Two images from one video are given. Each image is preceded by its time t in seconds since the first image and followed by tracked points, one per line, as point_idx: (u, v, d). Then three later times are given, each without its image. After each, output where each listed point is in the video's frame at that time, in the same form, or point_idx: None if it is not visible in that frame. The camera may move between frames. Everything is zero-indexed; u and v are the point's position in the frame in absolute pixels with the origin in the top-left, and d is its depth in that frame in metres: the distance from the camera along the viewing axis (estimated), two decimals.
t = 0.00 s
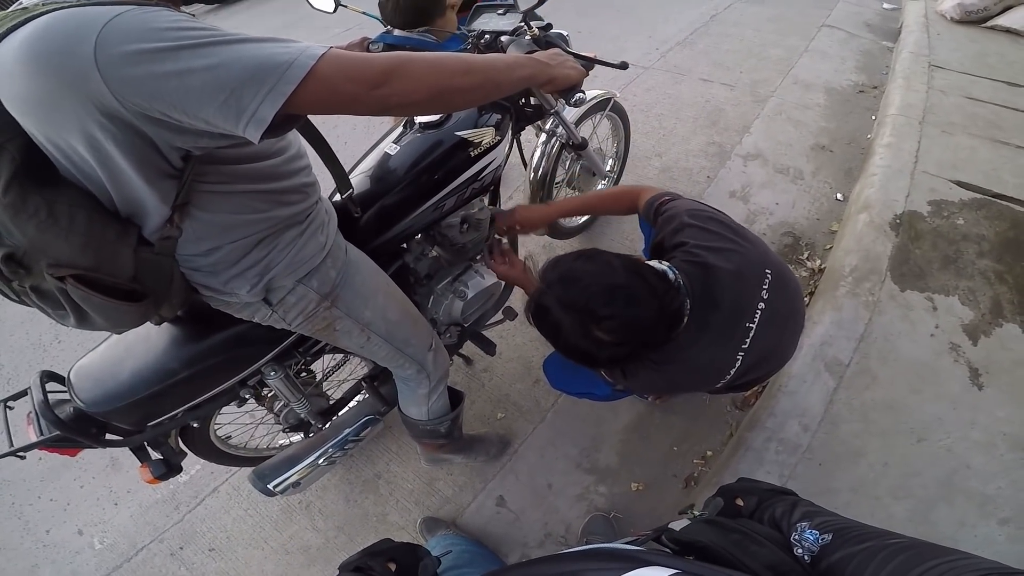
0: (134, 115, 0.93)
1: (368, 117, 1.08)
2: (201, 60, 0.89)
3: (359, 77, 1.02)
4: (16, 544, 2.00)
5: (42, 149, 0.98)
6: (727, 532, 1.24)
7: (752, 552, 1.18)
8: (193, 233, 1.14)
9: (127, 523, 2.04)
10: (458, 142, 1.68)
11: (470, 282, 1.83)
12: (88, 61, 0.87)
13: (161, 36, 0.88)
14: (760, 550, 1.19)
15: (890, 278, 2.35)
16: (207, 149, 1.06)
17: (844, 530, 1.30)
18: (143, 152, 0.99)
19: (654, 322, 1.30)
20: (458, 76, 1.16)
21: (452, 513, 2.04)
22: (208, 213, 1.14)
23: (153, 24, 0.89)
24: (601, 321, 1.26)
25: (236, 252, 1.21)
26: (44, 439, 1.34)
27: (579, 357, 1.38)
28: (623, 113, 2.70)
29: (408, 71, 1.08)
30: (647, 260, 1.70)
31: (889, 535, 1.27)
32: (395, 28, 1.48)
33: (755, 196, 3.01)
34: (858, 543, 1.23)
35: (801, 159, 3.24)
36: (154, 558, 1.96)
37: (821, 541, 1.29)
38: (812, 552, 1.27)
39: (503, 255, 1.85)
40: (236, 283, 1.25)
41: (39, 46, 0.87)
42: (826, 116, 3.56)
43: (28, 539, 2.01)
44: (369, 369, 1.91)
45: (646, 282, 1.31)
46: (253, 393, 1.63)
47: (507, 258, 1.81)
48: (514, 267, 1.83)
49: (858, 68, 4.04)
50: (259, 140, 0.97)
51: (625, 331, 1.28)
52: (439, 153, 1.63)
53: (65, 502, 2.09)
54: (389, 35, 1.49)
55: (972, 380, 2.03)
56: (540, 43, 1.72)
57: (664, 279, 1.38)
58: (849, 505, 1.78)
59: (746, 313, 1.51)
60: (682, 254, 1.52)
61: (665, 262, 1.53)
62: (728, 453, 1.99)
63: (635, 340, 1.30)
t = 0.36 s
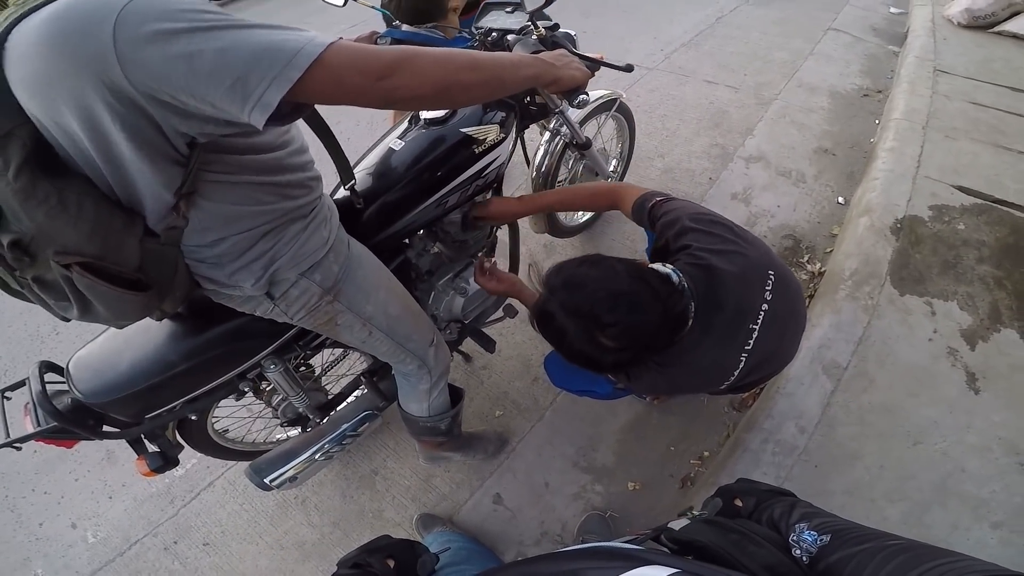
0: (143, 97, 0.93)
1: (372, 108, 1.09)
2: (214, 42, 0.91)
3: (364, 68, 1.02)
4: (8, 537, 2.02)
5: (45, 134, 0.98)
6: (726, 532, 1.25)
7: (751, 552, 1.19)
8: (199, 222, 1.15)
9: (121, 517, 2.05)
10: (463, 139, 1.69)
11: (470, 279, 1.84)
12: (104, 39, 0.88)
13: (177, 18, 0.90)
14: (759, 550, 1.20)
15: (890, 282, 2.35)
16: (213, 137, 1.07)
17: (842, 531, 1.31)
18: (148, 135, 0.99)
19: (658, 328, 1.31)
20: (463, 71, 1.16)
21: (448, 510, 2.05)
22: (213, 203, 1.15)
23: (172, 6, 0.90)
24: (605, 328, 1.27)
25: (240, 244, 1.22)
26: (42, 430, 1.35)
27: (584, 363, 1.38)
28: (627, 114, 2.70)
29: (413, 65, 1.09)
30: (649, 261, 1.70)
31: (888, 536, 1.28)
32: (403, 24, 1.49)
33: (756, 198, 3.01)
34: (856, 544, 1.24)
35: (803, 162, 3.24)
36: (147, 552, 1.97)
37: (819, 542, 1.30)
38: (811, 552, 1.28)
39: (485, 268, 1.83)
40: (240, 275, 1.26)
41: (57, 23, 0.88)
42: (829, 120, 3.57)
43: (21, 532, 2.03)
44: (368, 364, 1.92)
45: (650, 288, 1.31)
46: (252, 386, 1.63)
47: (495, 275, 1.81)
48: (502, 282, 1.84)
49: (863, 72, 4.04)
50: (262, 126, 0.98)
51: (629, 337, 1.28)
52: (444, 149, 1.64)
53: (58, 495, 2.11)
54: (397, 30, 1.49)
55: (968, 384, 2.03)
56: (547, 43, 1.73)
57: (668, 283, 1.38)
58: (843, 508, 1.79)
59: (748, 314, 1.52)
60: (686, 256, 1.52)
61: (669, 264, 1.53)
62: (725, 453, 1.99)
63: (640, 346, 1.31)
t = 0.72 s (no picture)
0: (145, 54, 0.97)
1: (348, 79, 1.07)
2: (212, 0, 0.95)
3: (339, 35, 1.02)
4: (6, 533, 2.03)
5: (54, 107, 1.03)
6: (725, 533, 1.25)
7: (749, 552, 1.19)
8: (201, 194, 1.16)
9: (118, 513, 2.07)
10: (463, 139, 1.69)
11: (473, 279, 1.84)
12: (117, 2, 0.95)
13: None
14: (758, 551, 1.20)
15: (891, 286, 2.35)
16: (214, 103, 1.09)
17: (840, 532, 1.31)
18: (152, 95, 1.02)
19: (663, 335, 1.31)
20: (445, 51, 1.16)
21: (447, 509, 2.06)
22: (218, 177, 1.17)
23: None
24: (610, 336, 1.28)
25: (245, 224, 1.23)
26: (43, 428, 1.36)
27: (591, 371, 1.39)
28: (632, 116, 2.70)
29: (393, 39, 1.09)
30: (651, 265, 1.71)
31: (886, 536, 1.28)
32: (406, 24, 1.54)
33: (758, 201, 3.01)
34: (855, 545, 1.25)
35: (806, 165, 3.24)
36: (144, 549, 1.99)
37: (818, 543, 1.30)
38: (808, 553, 1.29)
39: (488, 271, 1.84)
40: (244, 256, 1.26)
41: None
42: (833, 123, 3.56)
43: (18, 529, 2.04)
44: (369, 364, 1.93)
45: (655, 295, 1.32)
46: (254, 384, 1.64)
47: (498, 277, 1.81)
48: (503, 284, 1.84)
49: (867, 75, 4.04)
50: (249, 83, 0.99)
51: (634, 345, 1.29)
52: (445, 150, 1.65)
53: (57, 491, 2.12)
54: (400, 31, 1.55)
55: (968, 388, 2.03)
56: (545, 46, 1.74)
57: (672, 288, 1.39)
58: (842, 511, 1.79)
59: (753, 318, 1.52)
60: (690, 262, 1.52)
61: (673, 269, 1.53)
62: (725, 455, 2.00)
63: (646, 353, 1.32)
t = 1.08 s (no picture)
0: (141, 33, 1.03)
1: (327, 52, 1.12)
2: None
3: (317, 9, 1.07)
4: (4, 533, 2.03)
5: (55, 91, 1.07)
6: (724, 532, 1.26)
7: (750, 552, 1.19)
8: (193, 170, 1.17)
9: (118, 513, 2.07)
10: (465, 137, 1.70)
11: (473, 278, 1.85)
12: None
13: None
14: (758, 550, 1.21)
15: (890, 285, 2.35)
16: (207, 78, 1.13)
17: (839, 531, 1.32)
18: (148, 73, 1.06)
19: (662, 339, 1.32)
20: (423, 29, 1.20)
21: (447, 509, 2.06)
22: (211, 155, 1.19)
23: None
24: (609, 339, 1.28)
25: (241, 205, 1.24)
26: (42, 425, 1.36)
27: (590, 374, 1.39)
28: (633, 116, 2.71)
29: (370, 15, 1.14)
30: (651, 266, 1.71)
31: (885, 535, 1.29)
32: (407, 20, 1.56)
33: (758, 201, 3.01)
34: (854, 544, 1.25)
35: (806, 165, 3.25)
36: (144, 548, 1.99)
37: (817, 542, 1.31)
38: (808, 552, 1.29)
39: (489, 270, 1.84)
40: (235, 239, 1.26)
41: None
42: (833, 124, 3.57)
43: (17, 529, 2.04)
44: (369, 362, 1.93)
45: (653, 297, 1.32)
46: (254, 382, 1.64)
47: (499, 274, 1.80)
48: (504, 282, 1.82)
49: (866, 76, 4.04)
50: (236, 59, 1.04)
51: (634, 348, 1.29)
52: (448, 149, 1.65)
53: (56, 490, 2.12)
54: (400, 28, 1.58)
55: (967, 388, 2.04)
56: (547, 46, 1.74)
57: (671, 291, 1.39)
58: (840, 510, 1.80)
59: (752, 320, 1.53)
60: (690, 264, 1.52)
61: (673, 271, 1.53)
62: (724, 454, 2.00)
63: (645, 357, 1.32)
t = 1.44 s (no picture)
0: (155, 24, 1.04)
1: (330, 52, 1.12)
2: None
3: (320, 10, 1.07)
4: (4, 531, 2.03)
5: (72, 79, 1.09)
6: (724, 531, 1.26)
7: (749, 552, 1.19)
8: (201, 156, 1.17)
9: (118, 511, 2.07)
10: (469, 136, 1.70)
11: (475, 276, 1.85)
12: None
13: None
14: (757, 550, 1.21)
15: (891, 286, 2.35)
16: (219, 67, 1.14)
17: (838, 531, 1.32)
18: (162, 62, 1.08)
19: (658, 335, 1.31)
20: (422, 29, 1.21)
21: (446, 508, 2.06)
22: (219, 143, 1.18)
23: None
24: (605, 332, 1.28)
25: (250, 193, 1.23)
26: (43, 420, 1.36)
27: (585, 368, 1.39)
28: (635, 116, 2.71)
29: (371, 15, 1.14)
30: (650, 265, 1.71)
31: (885, 535, 1.29)
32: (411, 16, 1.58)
33: (759, 202, 3.01)
34: (854, 543, 1.25)
35: (807, 166, 3.24)
36: (143, 546, 1.99)
37: (816, 542, 1.31)
38: (808, 552, 1.29)
39: (491, 268, 1.89)
40: (239, 228, 1.25)
41: None
42: (834, 125, 3.57)
43: (17, 526, 2.04)
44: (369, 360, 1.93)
45: (650, 293, 1.32)
46: (255, 379, 1.64)
47: (500, 273, 1.84)
48: (505, 281, 1.87)
49: (868, 77, 4.04)
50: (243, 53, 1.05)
51: (629, 342, 1.29)
52: (451, 147, 1.65)
53: (56, 488, 2.13)
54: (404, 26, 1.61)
55: (967, 389, 2.03)
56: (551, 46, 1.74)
57: (669, 289, 1.39)
58: (840, 510, 1.80)
59: (751, 321, 1.53)
60: (690, 264, 1.53)
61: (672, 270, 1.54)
62: (724, 454, 2.00)
63: (641, 352, 1.31)
